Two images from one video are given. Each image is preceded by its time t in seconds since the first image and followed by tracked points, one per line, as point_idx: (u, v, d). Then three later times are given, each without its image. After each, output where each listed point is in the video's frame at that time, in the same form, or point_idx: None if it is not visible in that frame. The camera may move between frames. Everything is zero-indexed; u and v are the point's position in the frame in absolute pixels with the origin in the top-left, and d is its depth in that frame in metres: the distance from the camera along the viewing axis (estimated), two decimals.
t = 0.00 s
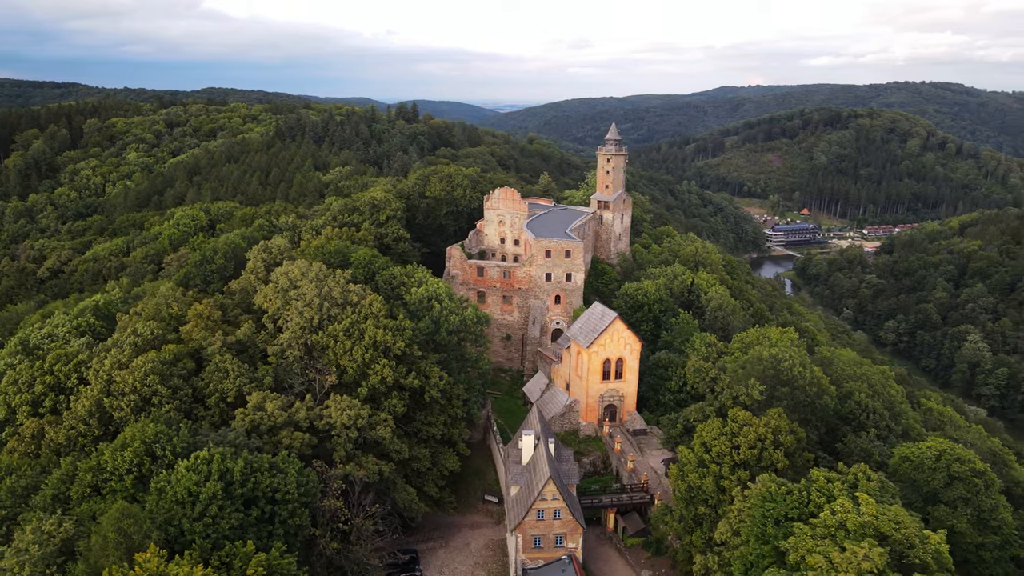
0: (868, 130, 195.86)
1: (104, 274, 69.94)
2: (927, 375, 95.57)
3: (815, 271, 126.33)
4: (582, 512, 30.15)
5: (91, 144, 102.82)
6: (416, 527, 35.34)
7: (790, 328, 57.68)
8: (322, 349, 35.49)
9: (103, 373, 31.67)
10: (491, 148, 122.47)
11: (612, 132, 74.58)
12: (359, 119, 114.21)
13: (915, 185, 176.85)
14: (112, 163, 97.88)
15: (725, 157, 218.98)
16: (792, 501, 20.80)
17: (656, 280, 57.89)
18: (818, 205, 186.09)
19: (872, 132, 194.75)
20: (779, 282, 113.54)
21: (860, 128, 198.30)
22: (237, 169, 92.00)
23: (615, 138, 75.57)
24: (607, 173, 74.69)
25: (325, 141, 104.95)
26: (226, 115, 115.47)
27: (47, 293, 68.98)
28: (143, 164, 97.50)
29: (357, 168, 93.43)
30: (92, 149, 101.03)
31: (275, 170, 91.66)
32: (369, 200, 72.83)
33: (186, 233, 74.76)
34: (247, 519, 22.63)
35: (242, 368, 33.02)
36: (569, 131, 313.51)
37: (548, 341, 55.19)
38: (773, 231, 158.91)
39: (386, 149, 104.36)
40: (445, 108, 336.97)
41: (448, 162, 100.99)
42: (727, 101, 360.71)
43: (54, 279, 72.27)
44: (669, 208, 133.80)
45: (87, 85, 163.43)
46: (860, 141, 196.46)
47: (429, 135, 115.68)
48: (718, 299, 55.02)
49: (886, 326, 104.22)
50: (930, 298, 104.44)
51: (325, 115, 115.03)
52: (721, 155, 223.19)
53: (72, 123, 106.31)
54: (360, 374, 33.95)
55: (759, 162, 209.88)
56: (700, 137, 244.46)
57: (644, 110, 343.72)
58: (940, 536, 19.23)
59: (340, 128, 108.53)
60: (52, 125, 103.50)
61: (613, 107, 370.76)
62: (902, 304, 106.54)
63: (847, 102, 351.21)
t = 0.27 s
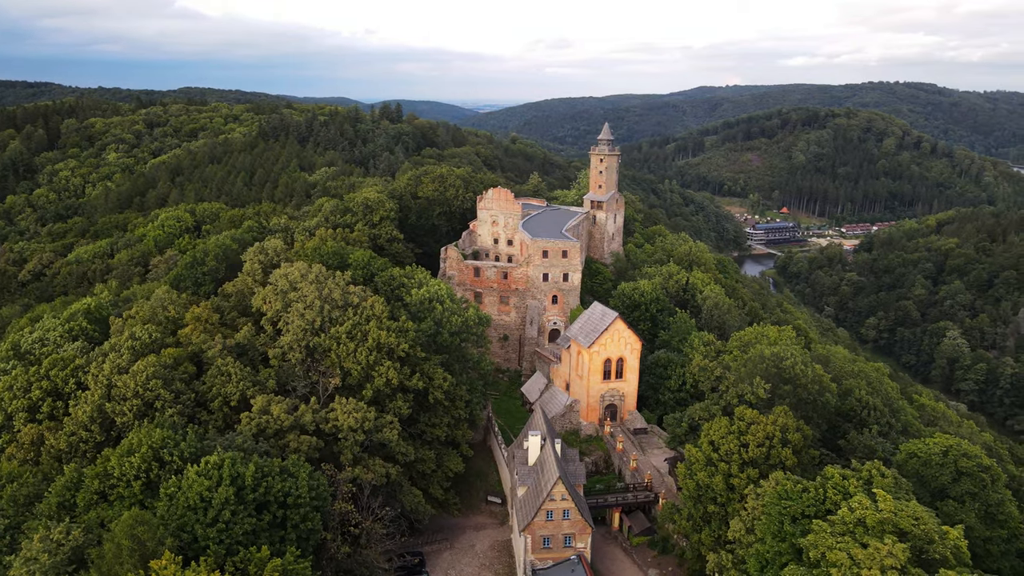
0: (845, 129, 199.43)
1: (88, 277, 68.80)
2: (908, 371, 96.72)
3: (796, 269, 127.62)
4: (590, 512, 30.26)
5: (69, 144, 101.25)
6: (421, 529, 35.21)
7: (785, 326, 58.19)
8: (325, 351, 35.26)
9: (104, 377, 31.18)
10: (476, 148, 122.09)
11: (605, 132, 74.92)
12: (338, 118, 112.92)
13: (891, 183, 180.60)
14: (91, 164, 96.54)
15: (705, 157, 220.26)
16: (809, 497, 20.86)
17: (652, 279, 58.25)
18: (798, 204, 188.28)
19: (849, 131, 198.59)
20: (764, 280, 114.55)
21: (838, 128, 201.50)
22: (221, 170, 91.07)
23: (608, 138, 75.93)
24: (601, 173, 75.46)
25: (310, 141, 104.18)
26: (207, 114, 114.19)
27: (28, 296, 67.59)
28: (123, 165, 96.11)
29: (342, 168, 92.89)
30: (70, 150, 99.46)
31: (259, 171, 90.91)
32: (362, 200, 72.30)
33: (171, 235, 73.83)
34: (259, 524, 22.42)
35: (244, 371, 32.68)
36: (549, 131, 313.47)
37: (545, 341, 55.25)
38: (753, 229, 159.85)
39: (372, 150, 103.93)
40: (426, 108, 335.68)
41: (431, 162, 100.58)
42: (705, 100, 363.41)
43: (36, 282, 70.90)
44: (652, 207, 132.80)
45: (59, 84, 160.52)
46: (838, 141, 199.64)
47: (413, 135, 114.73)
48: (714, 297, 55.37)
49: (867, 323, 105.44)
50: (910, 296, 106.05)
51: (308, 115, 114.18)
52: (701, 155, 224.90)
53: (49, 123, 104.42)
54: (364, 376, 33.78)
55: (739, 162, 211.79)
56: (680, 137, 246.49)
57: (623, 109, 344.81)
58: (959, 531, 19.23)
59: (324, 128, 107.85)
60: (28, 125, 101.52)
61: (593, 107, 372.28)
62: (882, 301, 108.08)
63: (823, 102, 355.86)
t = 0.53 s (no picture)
0: (823, 129, 202.29)
1: (73, 280, 67.79)
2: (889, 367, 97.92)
3: (777, 268, 128.93)
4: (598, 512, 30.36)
5: (47, 145, 99.66)
6: (426, 530, 35.08)
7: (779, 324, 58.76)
8: (327, 353, 35.05)
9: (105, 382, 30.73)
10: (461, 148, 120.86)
11: (598, 132, 75.26)
12: (317, 117, 111.85)
13: (869, 182, 182.30)
14: (71, 165, 95.23)
15: (686, 156, 221.46)
16: (825, 494, 21.03)
17: (647, 279, 58.56)
18: (777, 202, 189.87)
19: (827, 130, 201.31)
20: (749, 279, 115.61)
21: (816, 127, 203.57)
22: (205, 171, 90.23)
23: (601, 138, 76.25)
24: (594, 173, 75.50)
25: (295, 141, 103.50)
26: (188, 115, 112.95)
27: (11, 300, 66.38)
28: (102, 166, 94.83)
29: (328, 169, 92.40)
30: (49, 151, 97.98)
31: (244, 172, 90.23)
32: (355, 200, 71.82)
33: (157, 237, 72.98)
34: (273, 529, 22.23)
35: (247, 375, 32.38)
36: (530, 131, 313.33)
37: (543, 341, 55.34)
38: (734, 228, 160.56)
39: (357, 150, 103.49)
40: (406, 108, 334.44)
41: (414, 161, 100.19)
42: (683, 100, 365.58)
43: (17, 285, 69.64)
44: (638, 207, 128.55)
45: (30, 84, 157.80)
46: (815, 140, 201.64)
47: (397, 135, 114.03)
48: (710, 296, 55.73)
49: (848, 320, 106.00)
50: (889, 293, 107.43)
51: (291, 115, 113.29)
52: (681, 154, 226.36)
53: (26, 123, 102.67)
54: (369, 378, 33.61)
55: (719, 161, 213.47)
56: (660, 136, 247.73)
57: (604, 109, 346.29)
58: (976, 527, 19.36)
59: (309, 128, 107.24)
60: (5, 125, 99.67)
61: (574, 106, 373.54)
62: (863, 298, 109.54)
63: (800, 101, 359.70)
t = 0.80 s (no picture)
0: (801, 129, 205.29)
1: (57, 283, 66.67)
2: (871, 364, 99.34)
3: (759, 266, 130.25)
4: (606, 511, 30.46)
5: (24, 145, 97.84)
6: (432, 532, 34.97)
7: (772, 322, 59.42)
8: (329, 356, 34.83)
9: (105, 387, 30.27)
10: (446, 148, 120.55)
11: (591, 132, 75.60)
12: (297, 117, 110.97)
13: (847, 181, 184.28)
14: (49, 165, 93.69)
15: (667, 156, 222.62)
16: (840, 490, 21.14)
17: (643, 278, 58.81)
18: (757, 201, 191.41)
19: (805, 130, 204.19)
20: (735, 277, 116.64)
21: (794, 127, 205.84)
22: (188, 172, 89.32)
23: (593, 138, 76.60)
24: (586, 173, 75.90)
25: (279, 141, 102.70)
26: (168, 114, 111.57)
27: None
28: (81, 167, 93.34)
29: (313, 170, 91.79)
30: (26, 151, 96.22)
31: (228, 173, 89.43)
32: (348, 202, 71.29)
33: (142, 238, 72.01)
34: (285, 534, 22.10)
35: (250, 378, 32.06)
36: (511, 131, 313.01)
37: (540, 341, 55.40)
38: (715, 228, 161.71)
39: (343, 150, 103.03)
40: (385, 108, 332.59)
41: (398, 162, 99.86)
42: (662, 100, 368.37)
43: None
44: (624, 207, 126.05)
45: None
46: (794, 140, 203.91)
47: (382, 135, 113.49)
48: (705, 295, 56.12)
49: (830, 318, 107.32)
50: (869, 290, 109.16)
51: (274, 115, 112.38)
52: (662, 153, 227.80)
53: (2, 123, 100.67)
54: (373, 380, 33.45)
55: (699, 160, 215.08)
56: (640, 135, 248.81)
57: (584, 109, 347.56)
58: (990, 521, 19.54)
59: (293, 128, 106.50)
60: None
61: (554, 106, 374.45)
62: (843, 296, 111.11)
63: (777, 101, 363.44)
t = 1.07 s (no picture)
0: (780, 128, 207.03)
1: (40, 286, 65.52)
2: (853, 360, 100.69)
3: (741, 264, 131.40)
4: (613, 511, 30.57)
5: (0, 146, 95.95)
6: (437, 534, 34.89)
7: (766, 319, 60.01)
8: (332, 358, 34.63)
9: (107, 392, 29.86)
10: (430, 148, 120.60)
11: (584, 132, 75.84)
12: (277, 117, 109.98)
13: (825, 179, 187.09)
14: (26, 167, 92.11)
15: (647, 155, 223.45)
16: (853, 487, 21.27)
17: (639, 278, 59.00)
18: (737, 200, 192.97)
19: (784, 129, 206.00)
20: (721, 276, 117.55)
21: (773, 126, 207.87)
22: (171, 172, 88.34)
23: (586, 138, 76.85)
24: (580, 173, 75.57)
25: (263, 141, 101.79)
26: (147, 115, 110.16)
27: None
28: (60, 169, 91.82)
29: (299, 170, 91.11)
30: (3, 153, 94.41)
31: (212, 174, 88.60)
32: (341, 203, 70.76)
33: (126, 241, 70.98)
34: (299, 538, 21.94)
35: (253, 382, 31.78)
36: (492, 131, 312.47)
37: (537, 341, 55.50)
38: (697, 226, 162.77)
39: (329, 151, 102.49)
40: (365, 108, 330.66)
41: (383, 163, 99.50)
42: (642, 100, 370.72)
43: None
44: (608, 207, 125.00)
45: None
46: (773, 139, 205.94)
47: (367, 136, 112.84)
48: (701, 295, 56.52)
49: (811, 315, 108.57)
50: (850, 288, 110.64)
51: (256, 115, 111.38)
52: (643, 152, 228.87)
53: None
54: (378, 382, 33.31)
55: (680, 160, 216.27)
56: (621, 135, 249.78)
57: (565, 108, 348.47)
58: (1005, 515, 19.73)
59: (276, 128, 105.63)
60: None
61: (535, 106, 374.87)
62: (825, 293, 112.51)
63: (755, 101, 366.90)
